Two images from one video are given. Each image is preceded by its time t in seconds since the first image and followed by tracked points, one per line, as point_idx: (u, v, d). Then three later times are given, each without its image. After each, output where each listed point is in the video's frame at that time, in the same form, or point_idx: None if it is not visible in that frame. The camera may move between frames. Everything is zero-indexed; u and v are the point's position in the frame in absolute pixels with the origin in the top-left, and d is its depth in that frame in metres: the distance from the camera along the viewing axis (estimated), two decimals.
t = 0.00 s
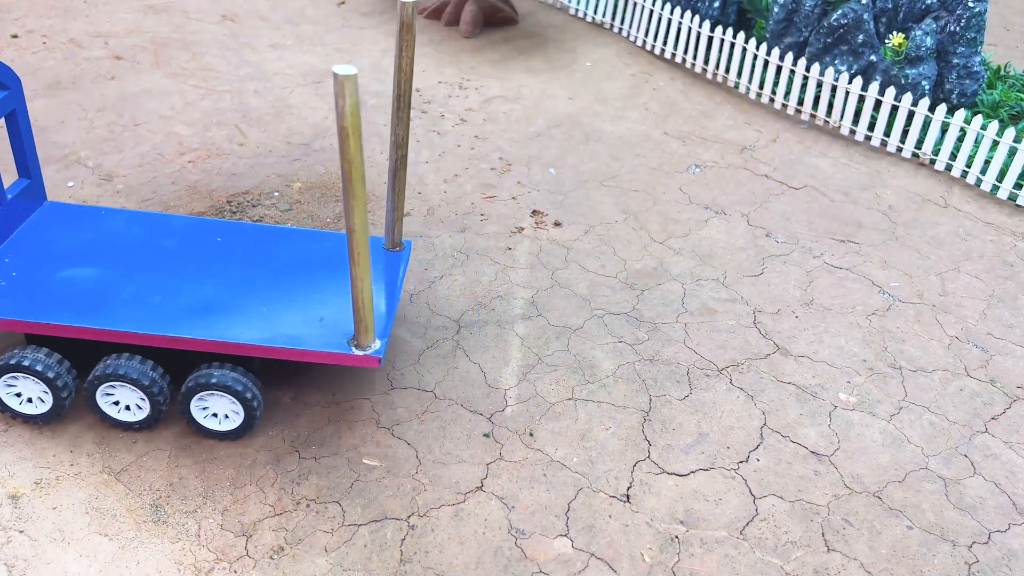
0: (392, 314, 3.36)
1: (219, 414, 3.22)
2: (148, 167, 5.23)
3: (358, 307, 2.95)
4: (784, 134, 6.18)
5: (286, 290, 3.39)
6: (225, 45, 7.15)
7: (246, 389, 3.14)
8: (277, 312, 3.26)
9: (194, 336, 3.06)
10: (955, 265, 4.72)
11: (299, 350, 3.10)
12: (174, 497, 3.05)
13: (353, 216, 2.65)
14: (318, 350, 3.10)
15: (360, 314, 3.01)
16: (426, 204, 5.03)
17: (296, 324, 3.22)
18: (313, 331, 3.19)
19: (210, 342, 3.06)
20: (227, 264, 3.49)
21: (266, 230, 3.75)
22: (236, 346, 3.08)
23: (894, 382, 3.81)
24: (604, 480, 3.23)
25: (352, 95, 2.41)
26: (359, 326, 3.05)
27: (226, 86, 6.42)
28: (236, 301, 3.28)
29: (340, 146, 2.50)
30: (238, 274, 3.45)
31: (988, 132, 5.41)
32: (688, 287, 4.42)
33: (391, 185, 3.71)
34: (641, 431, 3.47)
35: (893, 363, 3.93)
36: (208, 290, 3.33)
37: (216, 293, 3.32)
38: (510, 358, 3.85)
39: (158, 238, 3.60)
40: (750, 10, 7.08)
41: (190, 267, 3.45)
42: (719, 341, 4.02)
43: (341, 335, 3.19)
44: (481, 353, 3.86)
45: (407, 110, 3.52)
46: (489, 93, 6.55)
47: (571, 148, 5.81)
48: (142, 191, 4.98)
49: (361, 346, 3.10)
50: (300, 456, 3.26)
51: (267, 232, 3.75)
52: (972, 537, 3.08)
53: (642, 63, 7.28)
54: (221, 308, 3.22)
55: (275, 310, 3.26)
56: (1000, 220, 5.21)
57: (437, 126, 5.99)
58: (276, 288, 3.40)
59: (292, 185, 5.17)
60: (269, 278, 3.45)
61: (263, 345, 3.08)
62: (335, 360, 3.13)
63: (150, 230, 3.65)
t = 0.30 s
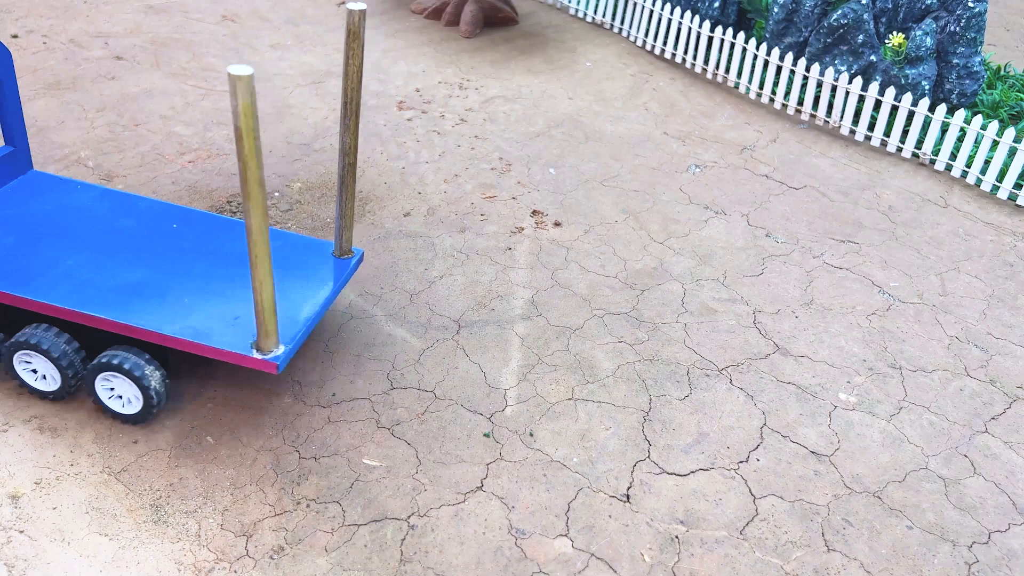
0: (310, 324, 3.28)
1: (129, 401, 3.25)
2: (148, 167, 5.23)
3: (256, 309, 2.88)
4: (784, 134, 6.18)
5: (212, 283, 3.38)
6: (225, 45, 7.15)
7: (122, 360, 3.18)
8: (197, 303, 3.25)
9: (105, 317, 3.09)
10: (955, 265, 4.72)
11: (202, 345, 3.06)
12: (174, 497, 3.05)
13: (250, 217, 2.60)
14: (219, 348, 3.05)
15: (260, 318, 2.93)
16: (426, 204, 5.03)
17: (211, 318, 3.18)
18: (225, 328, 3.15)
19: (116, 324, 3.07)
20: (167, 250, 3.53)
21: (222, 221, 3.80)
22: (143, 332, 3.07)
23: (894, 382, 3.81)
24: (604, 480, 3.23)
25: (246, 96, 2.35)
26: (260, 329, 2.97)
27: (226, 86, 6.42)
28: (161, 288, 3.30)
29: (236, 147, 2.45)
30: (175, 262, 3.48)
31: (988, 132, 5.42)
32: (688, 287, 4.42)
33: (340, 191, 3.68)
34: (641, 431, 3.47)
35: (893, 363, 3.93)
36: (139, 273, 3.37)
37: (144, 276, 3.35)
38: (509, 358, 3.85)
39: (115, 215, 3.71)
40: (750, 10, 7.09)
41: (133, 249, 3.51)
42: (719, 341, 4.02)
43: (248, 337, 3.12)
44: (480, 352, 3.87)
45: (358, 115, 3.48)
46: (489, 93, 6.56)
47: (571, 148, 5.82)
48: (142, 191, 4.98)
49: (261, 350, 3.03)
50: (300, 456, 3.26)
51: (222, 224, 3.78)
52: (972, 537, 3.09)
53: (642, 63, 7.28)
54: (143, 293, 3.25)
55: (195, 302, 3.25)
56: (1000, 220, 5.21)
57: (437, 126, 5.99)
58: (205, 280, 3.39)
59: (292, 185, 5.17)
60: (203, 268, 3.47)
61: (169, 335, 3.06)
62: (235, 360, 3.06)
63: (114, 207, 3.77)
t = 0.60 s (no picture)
0: (212, 311, 3.37)
1: (31, 367, 3.36)
2: (148, 167, 5.23)
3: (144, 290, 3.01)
4: (784, 134, 6.18)
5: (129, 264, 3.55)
6: (225, 45, 7.15)
7: (14, 326, 3.30)
8: (108, 282, 3.43)
9: (21, 286, 3.32)
10: (955, 265, 4.72)
11: (98, 321, 3.21)
12: (174, 497, 3.05)
13: (131, 197, 2.76)
14: (115, 326, 3.19)
15: (149, 300, 3.06)
16: (426, 204, 5.03)
17: (117, 296, 3.35)
18: (127, 307, 3.30)
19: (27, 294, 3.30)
20: (101, 229, 3.75)
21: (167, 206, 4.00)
22: (49, 304, 3.28)
23: (895, 382, 3.81)
24: (604, 480, 3.23)
25: (120, 79, 2.54)
26: (149, 311, 3.09)
27: (226, 86, 6.42)
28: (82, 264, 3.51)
29: (114, 129, 2.62)
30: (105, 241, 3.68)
31: (988, 132, 5.41)
32: (688, 287, 4.42)
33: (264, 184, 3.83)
34: (641, 431, 3.47)
35: (893, 363, 3.93)
36: (67, 249, 3.59)
37: (70, 252, 3.58)
38: (509, 358, 3.85)
39: (69, 193, 3.99)
40: (750, 10, 7.09)
41: (74, 226, 3.76)
42: (719, 340, 4.02)
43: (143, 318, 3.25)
44: (480, 352, 3.87)
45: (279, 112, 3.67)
46: (489, 93, 6.56)
47: (571, 148, 5.82)
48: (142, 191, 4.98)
49: (150, 332, 3.15)
50: (300, 456, 3.26)
51: (166, 209, 3.98)
52: (972, 537, 3.09)
53: (642, 63, 7.28)
54: (63, 268, 3.47)
55: (109, 281, 3.43)
56: (999, 220, 5.21)
57: (437, 126, 5.99)
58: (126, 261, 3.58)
59: (292, 185, 5.17)
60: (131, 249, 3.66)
61: (71, 309, 3.24)
62: (127, 339, 3.19)
63: (70, 184, 4.06)
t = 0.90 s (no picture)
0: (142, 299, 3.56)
1: None
2: (148, 167, 5.23)
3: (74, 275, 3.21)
4: (784, 134, 6.18)
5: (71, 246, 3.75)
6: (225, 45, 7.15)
7: None
8: (49, 262, 3.63)
9: None
10: (955, 264, 4.72)
11: (28, 297, 3.40)
12: (174, 497, 3.05)
13: (65, 187, 2.97)
14: (43, 304, 3.37)
15: (80, 284, 3.25)
16: (426, 204, 5.03)
17: (50, 275, 3.55)
18: (60, 287, 3.49)
19: None
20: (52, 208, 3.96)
21: (127, 190, 4.24)
22: None
23: (894, 382, 3.81)
24: (604, 480, 3.23)
25: (59, 76, 2.76)
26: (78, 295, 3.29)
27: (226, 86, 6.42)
28: (31, 242, 3.72)
29: (52, 122, 2.84)
30: (60, 222, 3.90)
31: (988, 132, 5.41)
32: (688, 287, 4.42)
33: (212, 177, 3.99)
34: (641, 431, 3.47)
35: (892, 363, 3.93)
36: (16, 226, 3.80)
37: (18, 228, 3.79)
38: (509, 358, 3.85)
39: (29, 166, 4.20)
40: (750, 10, 7.09)
41: (28, 201, 3.97)
42: (719, 340, 4.03)
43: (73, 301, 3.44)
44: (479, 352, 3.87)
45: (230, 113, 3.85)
46: (489, 93, 6.56)
47: (571, 147, 5.82)
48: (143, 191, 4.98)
49: (78, 315, 3.34)
50: (300, 456, 3.26)
51: (120, 195, 4.20)
52: (972, 537, 3.09)
53: (642, 63, 7.28)
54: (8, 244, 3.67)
55: (49, 260, 3.63)
56: (999, 220, 5.21)
57: (437, 126, 6.00)
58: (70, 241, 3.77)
59: (292, 185, 5.17)
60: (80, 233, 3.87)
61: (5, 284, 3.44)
62: (55, 319, 3.38)
63: (32, 157, 4.26)
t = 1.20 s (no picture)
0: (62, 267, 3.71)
1: None
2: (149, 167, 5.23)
3: None
4: (784, 134, 6.18)
5: None
6: (226, 45, 7.16)
7: None
8: None
9: None
10: (955, 264, 4.73)
11: None
12: (174, 497, 3.05)
13: None
14: None
15: None
16: (426, 204, 5.04)
17: None
18: None
19: None
20: None
21: (65, 169, 4.41)
22: None
23: (894, 382, 3.82)
24: (604, 480, 3.24)
25: None
26: None
27: (226, 86, 6.43)
28: None
29: None
30: None
31: (987, 132, 5.41)
32: (688, 287, 4.42)
33: (139, 152, 4.05)
34: (641, 431, 3.47)
35: (892, 363, 3.94)
36: None
37: None
38: (509, 358, 3.85)
39: None
40: (750, 11, 7.09)
41: None
42: (719, 340, 4.03)
43: None
44: (479, 351, 3.87)
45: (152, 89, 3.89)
46: (489, 93, 6.57)
47: (571, 147, 5.83)
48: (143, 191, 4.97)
49: None
50: (300, 456, 3.26)
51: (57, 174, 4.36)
52: (972, 537, 3.09)
53: (642, 63, 7.29)
54: None
55: None
56: (999, 220, 5.22)
57: (437, 126, 6.00)
58: None
59: (292, 185, 5.17)
60: (16, 211, 4.04)
61: None
62: None
63: None
